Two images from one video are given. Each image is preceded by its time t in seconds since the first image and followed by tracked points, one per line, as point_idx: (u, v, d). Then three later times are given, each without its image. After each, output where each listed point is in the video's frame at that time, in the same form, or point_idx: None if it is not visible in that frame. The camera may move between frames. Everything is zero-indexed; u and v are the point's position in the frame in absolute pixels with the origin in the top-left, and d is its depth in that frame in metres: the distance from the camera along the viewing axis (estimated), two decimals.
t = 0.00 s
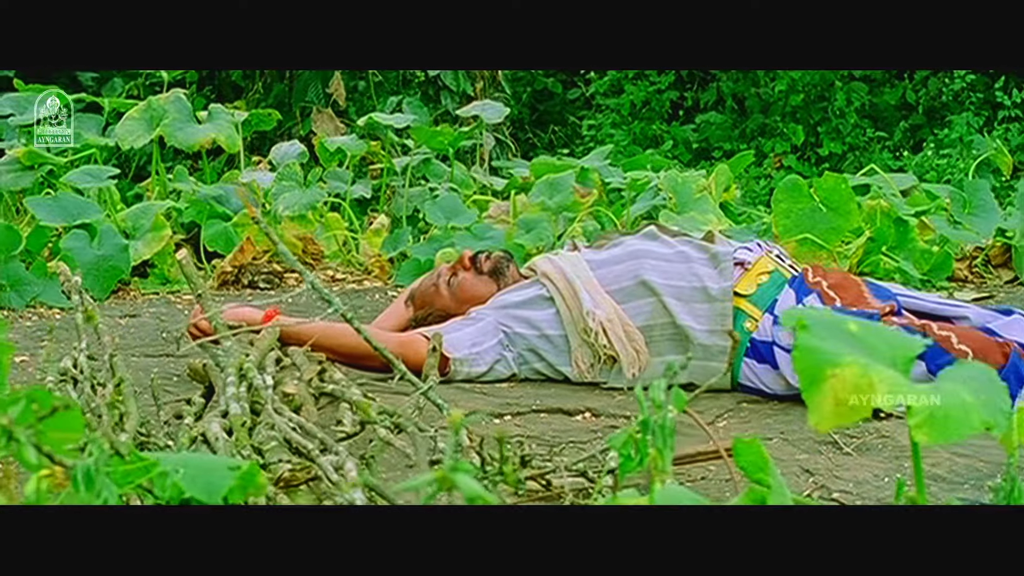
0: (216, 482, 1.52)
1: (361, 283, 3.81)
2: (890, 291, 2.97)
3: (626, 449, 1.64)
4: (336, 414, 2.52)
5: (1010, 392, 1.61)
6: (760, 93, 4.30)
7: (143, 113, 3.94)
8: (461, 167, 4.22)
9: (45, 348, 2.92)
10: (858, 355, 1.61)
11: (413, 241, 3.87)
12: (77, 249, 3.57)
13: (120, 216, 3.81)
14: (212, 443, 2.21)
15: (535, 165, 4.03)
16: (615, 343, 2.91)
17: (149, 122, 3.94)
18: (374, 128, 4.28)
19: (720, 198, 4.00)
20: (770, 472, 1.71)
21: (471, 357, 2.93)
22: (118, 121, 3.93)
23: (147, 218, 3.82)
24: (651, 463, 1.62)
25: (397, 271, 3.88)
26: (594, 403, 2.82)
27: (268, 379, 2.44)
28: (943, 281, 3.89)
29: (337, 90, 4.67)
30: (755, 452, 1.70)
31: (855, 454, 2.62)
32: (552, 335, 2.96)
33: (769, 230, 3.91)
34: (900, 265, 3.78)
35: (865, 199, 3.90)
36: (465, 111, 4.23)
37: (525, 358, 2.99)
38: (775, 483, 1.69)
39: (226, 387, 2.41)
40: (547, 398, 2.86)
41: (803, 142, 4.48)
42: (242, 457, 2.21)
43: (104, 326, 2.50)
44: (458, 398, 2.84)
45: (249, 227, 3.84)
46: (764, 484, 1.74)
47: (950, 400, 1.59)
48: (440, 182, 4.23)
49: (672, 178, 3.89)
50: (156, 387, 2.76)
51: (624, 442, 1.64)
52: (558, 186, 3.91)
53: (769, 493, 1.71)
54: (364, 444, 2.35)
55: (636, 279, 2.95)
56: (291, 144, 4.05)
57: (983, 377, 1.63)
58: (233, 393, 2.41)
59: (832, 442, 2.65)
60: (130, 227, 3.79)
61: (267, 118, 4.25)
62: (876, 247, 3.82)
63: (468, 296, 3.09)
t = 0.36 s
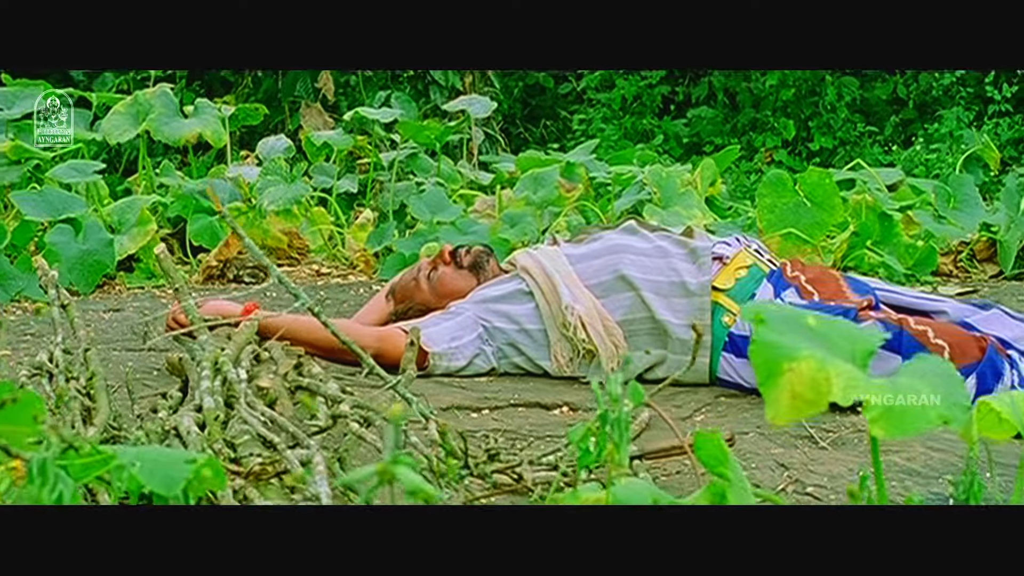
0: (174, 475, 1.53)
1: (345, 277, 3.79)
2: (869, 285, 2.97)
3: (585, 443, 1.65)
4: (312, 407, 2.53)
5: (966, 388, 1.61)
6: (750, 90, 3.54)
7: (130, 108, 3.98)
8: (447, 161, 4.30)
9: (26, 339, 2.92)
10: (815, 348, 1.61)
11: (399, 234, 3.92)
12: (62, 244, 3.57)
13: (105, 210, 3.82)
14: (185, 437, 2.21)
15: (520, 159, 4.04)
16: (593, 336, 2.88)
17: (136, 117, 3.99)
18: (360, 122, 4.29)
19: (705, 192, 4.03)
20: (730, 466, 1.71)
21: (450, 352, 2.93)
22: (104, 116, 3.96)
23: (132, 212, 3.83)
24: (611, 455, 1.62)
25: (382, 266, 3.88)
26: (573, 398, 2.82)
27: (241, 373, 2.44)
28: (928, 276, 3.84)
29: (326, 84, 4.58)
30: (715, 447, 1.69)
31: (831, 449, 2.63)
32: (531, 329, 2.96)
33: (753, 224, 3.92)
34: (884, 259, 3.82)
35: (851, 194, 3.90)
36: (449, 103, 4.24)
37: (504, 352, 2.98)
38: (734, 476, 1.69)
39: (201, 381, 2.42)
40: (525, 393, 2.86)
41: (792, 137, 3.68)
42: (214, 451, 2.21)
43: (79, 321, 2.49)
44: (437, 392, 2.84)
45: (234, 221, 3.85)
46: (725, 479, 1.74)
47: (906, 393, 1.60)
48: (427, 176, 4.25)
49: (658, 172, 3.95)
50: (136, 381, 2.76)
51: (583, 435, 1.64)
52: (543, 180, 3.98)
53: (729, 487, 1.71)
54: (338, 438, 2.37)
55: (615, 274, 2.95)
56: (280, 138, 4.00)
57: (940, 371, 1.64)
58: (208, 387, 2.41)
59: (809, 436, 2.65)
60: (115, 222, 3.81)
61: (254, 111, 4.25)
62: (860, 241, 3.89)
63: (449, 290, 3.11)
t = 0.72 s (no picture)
0: (138, 468, 1.53)
1: (339, 270, 3.82)
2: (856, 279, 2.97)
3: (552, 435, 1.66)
4: (297, 399, 2.54)
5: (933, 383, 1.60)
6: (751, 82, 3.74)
7: (125, 101, 3.98)
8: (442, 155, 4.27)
9: (13, 333, 2.93)
10: (781, 342, 1.61)
11: (393, 228, 3.90)
12: (55, 237, 3.52)
13: (98, 203, 3.79)
14: (166, 430, 2.21)
15: (515, 153, 4.04)
16: (581, 330, 2.90)
17: (131, 110, 3.98)
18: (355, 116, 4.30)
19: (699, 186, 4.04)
20: (698, 459, 1.72)
21: (438, 345, 2.94)
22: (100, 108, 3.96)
23: (126, 206, 3.82)
24: (579, 447, 1.63)
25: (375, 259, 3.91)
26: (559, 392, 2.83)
27: (225, 365, 2.45)
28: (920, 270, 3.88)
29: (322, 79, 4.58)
30: (683, 439, 1.71)
31: (815, 442, 2.64)
32: (519, 322, 2.94)
33: (746, 218, 3.93)
34: (877, 254, 3.82)
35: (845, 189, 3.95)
36: (444, 97, 4.25)
37: (492, 346, 2.98)
38: (701, 469, 1.70)
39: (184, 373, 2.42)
40: (512, 386, 2.86)
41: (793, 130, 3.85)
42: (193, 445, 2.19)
43: (63, 314, 2.49)
44: (424, 385, 2.85)
45: (228, 215, 3.85)
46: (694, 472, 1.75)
47: (869, 387, 1.59)
48: (423, 170, 4.25)
49: (650, 167, 3.95)
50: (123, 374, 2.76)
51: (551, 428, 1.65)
52: (535, 174, 3.93)
53: (697, 479, 1.72)
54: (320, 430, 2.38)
55: (603, 267, 2.95)
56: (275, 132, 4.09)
57: (908, 367, 1.63)
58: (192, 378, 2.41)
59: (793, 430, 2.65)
60: (109, 216, 3.78)
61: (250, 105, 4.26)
62: (853, 236, 3.89)
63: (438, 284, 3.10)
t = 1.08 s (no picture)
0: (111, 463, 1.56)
1: (332, 268, 3.83)
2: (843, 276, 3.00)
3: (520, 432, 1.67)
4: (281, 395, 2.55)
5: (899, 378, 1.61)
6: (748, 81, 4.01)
7: (119, 99, 3.93)
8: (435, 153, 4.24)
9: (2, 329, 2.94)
10: (746, 338, 1.62)
11: (385, 224, 3.90)
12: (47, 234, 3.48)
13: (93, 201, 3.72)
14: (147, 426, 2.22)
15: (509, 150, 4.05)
16: (568, 327, 2.89)
17: (125, 107, 3.93)
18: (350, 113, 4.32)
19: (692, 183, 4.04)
20: (667, 455, 1.71)
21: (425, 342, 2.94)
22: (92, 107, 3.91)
23: (120, 202, 3.73)
24: (546, 445, 1.63)
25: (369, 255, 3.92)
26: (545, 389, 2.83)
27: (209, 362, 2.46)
28: (912, 267, 3.91)
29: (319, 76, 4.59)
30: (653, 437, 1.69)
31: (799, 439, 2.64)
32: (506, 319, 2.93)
33: (739, 215, 3.94)
34: (870, 251, 3.82)
35: (838, 185, 3.92)
36: (440, 94, 4.26)
37: (479, 343, 2.97)
38: (671, 466, 1.70)
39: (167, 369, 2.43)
40: (498, 383, 2.86)
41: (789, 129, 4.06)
42: (173, 439, 2.23)
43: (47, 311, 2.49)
44: (410, 382, 2.85)
45: (221, 212, 3.88)
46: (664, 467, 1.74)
47: (835, 383, 1.60)
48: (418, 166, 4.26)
49: (643, 164, 3.91)
50: (112, 371, 2.78)
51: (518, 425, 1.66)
52: (529, 171, 3.90)
53: (666, 475, 1.72)
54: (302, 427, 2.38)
55: (590, 264, 2.94)
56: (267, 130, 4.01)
57: (874, 362, 1.63)
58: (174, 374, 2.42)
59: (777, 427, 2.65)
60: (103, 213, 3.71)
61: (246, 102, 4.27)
62: (845, 232, 3.86)
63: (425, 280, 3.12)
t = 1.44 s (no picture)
0: (81, 464, 1.57)
1: (325, 268, 3.83)
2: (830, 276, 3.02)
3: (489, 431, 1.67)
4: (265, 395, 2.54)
5: (865, 377, 1.61)
6: (747, 82, 4.00)
7: (112, 98, 3.90)
8: (431, 152, 4.24)
9: None
10: (714, 337, 1.62)
11: (378, 224, 3.89)
12: (39, 233, 3.35)
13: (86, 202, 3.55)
14: (126, 424, 2.22)
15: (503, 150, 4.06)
16: (555, 327, 2.89)
17: (119, 107, 3.91)
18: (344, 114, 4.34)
19: (685, 183, 4.05)
20: (637, 454, 1.72)
21: (412, 341, 2.95)
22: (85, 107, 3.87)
23: (113, 202, 3.54)
24: (515, 445, 1.63)
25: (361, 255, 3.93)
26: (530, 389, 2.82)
27: (191, 361, 2.45)
28: (904, 267, 3.89)
29: (315, 77, 4.59)
30: (622, 435, 1.70)
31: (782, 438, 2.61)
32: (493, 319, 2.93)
33: (730, 214, 3.94)
34: (861, 251, 3.83)
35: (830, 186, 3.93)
36: (434, 94, 4.27)
37: (466, 342, 2.98)
38: (640, 464, 1.70)
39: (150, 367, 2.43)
40: (485, 382, 2.86)
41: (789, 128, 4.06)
42: (153, 439, 2.22)
43: (30, 309, 2.49)
44: (397, 381, 2.85)
45: (213, 212, 3.86)
46: (633, 467, 1.75)
47: (803, 383, 1.59)
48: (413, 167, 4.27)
49: (634, 164, 3.88)
50: (97, 371, 2.78)
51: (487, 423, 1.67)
52: (520, 171, 3.92)
53: (636, 474, 1.73)
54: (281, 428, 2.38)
55: (577, 264, 2.94)
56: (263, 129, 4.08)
57: (839, 361, 1.64)
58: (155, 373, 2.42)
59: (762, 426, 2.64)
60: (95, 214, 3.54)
61: (241, 102, 4.27)
62: (836, 233, 3.88)
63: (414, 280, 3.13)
